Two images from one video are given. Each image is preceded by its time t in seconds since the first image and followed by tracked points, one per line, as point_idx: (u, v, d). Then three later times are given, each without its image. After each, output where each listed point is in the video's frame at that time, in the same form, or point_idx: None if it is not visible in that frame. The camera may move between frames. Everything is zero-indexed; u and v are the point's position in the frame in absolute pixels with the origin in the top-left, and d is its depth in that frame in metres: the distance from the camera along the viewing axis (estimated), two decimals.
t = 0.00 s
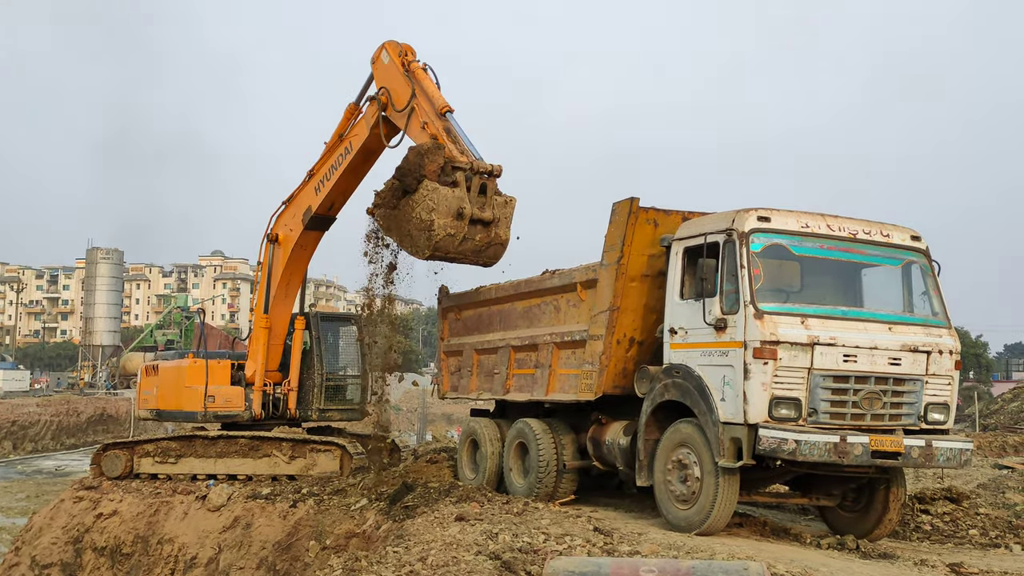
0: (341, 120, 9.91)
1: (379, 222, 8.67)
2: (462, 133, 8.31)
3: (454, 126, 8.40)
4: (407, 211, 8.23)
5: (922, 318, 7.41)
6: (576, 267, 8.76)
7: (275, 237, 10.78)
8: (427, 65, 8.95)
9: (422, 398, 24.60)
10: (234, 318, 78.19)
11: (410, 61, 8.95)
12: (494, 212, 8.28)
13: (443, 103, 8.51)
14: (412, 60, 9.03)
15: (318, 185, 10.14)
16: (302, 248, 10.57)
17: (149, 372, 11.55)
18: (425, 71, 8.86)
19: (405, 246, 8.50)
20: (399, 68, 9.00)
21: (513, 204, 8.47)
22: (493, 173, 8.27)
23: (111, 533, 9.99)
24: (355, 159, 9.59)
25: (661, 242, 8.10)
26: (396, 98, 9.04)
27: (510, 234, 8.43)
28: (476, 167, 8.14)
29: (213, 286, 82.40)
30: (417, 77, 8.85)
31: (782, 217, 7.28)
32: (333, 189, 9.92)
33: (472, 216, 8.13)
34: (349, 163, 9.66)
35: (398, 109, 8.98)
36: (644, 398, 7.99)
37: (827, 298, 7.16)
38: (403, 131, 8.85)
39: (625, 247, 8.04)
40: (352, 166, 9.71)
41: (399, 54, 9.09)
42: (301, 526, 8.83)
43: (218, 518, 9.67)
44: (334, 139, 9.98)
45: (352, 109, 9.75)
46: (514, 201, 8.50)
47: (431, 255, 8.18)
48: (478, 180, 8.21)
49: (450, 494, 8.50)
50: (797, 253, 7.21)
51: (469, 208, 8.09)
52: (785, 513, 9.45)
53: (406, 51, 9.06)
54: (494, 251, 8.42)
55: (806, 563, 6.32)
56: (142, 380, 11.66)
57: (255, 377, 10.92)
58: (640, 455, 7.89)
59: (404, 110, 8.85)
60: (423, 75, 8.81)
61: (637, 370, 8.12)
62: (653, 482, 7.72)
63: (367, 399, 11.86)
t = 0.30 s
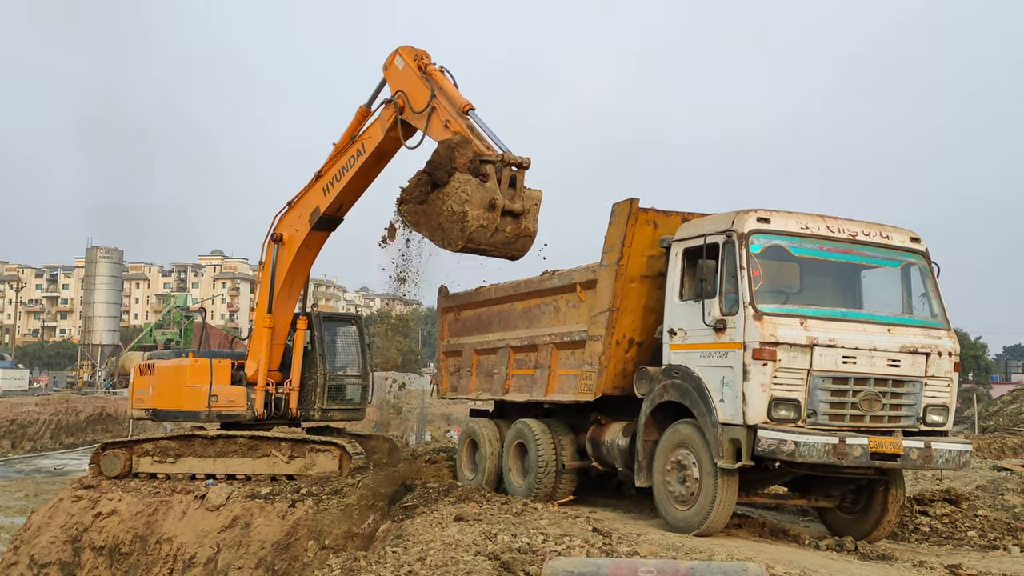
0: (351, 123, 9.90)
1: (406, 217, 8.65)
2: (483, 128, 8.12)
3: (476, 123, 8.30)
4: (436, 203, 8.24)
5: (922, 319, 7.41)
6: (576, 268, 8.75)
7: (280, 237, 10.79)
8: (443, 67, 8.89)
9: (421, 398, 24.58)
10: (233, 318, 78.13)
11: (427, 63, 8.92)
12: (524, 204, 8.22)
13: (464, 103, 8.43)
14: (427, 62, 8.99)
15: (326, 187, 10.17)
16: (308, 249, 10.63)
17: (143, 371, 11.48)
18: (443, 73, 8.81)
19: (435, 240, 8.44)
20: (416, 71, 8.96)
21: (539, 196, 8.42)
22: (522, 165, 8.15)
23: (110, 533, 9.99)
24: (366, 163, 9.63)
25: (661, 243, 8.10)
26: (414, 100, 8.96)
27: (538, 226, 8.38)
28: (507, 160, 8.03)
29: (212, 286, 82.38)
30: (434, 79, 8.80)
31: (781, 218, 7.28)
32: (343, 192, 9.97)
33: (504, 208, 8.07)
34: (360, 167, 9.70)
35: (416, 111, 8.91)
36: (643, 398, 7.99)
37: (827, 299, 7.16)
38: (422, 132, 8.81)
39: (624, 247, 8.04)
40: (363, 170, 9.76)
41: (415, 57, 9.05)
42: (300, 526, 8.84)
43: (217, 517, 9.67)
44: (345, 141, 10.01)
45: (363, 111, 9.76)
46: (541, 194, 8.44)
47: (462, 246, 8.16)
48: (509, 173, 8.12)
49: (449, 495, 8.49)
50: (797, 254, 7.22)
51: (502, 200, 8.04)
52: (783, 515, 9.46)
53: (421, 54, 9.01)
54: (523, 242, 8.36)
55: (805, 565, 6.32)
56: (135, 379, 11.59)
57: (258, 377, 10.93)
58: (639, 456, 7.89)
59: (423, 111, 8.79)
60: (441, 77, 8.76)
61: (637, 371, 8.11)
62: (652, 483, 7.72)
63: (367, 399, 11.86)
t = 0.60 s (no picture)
0: (363, 126, 9.99)
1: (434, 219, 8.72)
2: (512, 130, 8.20)
3: (499, 126, 8.38)
4: (467, 203, 8.27)
5: (922, 321, 7.41)
6: (576, 269, 8.75)
7: (286, 238, 10.84)
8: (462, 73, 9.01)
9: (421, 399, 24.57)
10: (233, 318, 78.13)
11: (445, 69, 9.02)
12: (553, 203, 8.22)
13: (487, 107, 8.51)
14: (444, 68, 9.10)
15: (336, 189, 10.24)
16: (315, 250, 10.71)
17: (137, 370, 11.42)
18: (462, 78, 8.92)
19: (466, 240, 8.42)
20: (434, 76, 9.06)
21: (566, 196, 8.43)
22: (551, 165, 8.19)
23: (110, 532, 9.99)
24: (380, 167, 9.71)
25: (661, 244, 8.10)
26: (433, 105, 9.04)
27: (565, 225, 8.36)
28: (538, 159, 8.08)
29: (212, 286, 82.39)
30: (453, 83, 8.89)
31: (782, 219, 7.28)
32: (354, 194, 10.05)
33: (536, 206, 8.06)
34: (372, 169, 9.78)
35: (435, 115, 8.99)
36: (643, 400, 7.99)
37: (827, 301, 7.16)
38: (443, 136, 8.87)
39: (625, 249, 8.04)
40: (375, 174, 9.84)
41: (432, 63, 9.17)
42: (299, 526, 8.85)
43: (216, 517, 9.67)
44: (356, 144, 10.08)
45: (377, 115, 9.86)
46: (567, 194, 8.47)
47: (495, 245, 8.13)
48: (539, 173, 8.15)
49: (449, 495, 8.48)
50: (797, 256, 7.22)
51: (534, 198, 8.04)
52: (783, 516, 9.45)
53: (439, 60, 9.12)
54: (551, 241, 8.32)
55: (804, 566, 6.31)
56: (129, 378, 11.49)
57: (261, 377, 10.97)
58: (639, 458, 7.88)
59: (444, 116, 8.87)
60: (461, 82, 8.86)
61: (637, 372, 8.11)
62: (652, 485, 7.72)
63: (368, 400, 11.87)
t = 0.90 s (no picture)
0: (373, 131, 9.99)
1: (457, 222, 8.66)
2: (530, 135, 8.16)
3: (518, 133, 8.40)
4: (493, 207, 8.24)
5: (920, 324, 7.41)
6: (575, 271, 8.75)
7: (291, 240, 10.81)
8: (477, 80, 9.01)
9: (420, 400, 24.58)
10: (233, 319, 78.13)
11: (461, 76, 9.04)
12: (576, 207, 8.19)
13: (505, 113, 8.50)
14: (460, 76, 9.12)
15: (345, 193, 10.24)
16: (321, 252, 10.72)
17: (131, 371, 11.45)
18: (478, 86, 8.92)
19: (491, 243, 8.38)
20: (450, 84, 9.10)
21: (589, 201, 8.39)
22: (575, 170, 8.19)
23: (108, 533, 9.99)
24: (391, 171, 9.72)
25: (660, 246, 8.11)
26: (449, 112, 9.06)
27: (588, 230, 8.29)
28: (561, 163, 8.09)
29: (212, 287, 82.37)
30: (468, 90, 8.91)
31: (781, 222, 7.28)
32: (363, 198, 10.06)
33: (561, 210, 8.05)
34: (382, 174, 9.78)
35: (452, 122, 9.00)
36: (642, 402, 7.99)
37: (826, 303, 7.16)
38: (459, 142, 8.89)
39: (624, 251, 8.05)
40: (386, 179, 9.85)
41: (447, 72, 9.23)
42: (297, 528, 8.84)
43: (215, 519, 9.66)
44: (366, 148, 10.08)
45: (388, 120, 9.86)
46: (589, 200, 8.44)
47: (522, 249, 8.09)
48: (563, 178, 8.16)
49: (447, 497, 8.48)
50: (796, 258, 7.22)
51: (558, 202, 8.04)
52: (782, 519, 9.45)
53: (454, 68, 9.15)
54: (575, 245, 8.25)
55: (803, 569, 6.31)
56: (123, 380, 11.50)
57: (262, 379, 10.98)
58: (638, 460, 7.88)
59: (461, 123, 8.89)
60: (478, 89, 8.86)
61: (636, 375, 8.11)
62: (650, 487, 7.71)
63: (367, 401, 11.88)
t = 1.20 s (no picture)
0: (381, 142, 10.03)
1: (471, 236, 8.58)
2: (542, 150, 8.24)
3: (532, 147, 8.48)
4: (508, 221, 8.23)
5: (919, 331, 7.41)
6: (574, 278, 8.75)
7: (294, 248, 10.79)
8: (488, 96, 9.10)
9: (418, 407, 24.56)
10: (231, 326, 78.08)
11: (472, 91, 9.10)
12: (590, 222, 8.32)
13: (518, 129, 8.57)
14: (471, 91, 9.18)
15: (351, 202, 10.27)
16: (325, 260, 10.74)
17: (127, 378, 11.29)
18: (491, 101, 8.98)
19: (506, 256, 8.38)
20: (462, 98, 9.17)
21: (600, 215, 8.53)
22: (589, 185, 8.32)
23: (105, 540, 9.96)
24: (400, 183, 9.76)
25: (659, 253, 8.11)
26: (461, 127, 9.12)
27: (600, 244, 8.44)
28: (577, 178, 8.22)
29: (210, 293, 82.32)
30: (481, 105, 9.01)
31: (780, 229, 7.29)
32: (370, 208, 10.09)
33: (576, 225, 8.16)
34: (391, 186, 9.82)
35: (465, 137, 9.07)
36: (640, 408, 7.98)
37: (825, 310, 7.16)
38: (471, 156, 8.94)
39: (623, 257, 8.05)
40: (394, 190, 9.90)
41: (457, 86, 9.31)
42: (295, 534, 8.81)
43: (212, 525, 9.64)
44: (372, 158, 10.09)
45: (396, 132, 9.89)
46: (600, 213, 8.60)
47: (540, 262, 8.18)
48: (577, 193, 8.28)
49: (445, 504, 8.47)
50: (794, 265, 7.22)
51: (574, 217, 8.15)
52: (780, 526, 9.46)
53: (466, 84, 9.24)
54: (588, 259, 8.38)
55: None
56: (118, 386, 11.32)
57: (262, 386, 10.98)
58: (636, 467, 7.86)
59: (474, 137, 8.96)
60: (491, 104, 8.94)
61: (634, 381, 8.11)
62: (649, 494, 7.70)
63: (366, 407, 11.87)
